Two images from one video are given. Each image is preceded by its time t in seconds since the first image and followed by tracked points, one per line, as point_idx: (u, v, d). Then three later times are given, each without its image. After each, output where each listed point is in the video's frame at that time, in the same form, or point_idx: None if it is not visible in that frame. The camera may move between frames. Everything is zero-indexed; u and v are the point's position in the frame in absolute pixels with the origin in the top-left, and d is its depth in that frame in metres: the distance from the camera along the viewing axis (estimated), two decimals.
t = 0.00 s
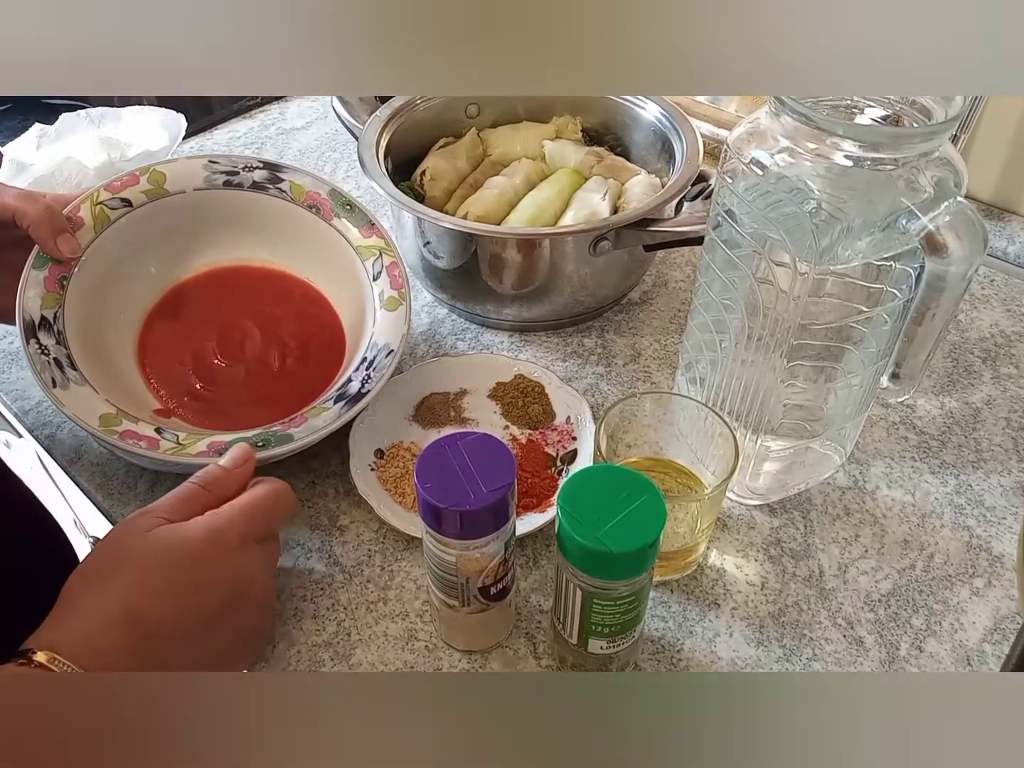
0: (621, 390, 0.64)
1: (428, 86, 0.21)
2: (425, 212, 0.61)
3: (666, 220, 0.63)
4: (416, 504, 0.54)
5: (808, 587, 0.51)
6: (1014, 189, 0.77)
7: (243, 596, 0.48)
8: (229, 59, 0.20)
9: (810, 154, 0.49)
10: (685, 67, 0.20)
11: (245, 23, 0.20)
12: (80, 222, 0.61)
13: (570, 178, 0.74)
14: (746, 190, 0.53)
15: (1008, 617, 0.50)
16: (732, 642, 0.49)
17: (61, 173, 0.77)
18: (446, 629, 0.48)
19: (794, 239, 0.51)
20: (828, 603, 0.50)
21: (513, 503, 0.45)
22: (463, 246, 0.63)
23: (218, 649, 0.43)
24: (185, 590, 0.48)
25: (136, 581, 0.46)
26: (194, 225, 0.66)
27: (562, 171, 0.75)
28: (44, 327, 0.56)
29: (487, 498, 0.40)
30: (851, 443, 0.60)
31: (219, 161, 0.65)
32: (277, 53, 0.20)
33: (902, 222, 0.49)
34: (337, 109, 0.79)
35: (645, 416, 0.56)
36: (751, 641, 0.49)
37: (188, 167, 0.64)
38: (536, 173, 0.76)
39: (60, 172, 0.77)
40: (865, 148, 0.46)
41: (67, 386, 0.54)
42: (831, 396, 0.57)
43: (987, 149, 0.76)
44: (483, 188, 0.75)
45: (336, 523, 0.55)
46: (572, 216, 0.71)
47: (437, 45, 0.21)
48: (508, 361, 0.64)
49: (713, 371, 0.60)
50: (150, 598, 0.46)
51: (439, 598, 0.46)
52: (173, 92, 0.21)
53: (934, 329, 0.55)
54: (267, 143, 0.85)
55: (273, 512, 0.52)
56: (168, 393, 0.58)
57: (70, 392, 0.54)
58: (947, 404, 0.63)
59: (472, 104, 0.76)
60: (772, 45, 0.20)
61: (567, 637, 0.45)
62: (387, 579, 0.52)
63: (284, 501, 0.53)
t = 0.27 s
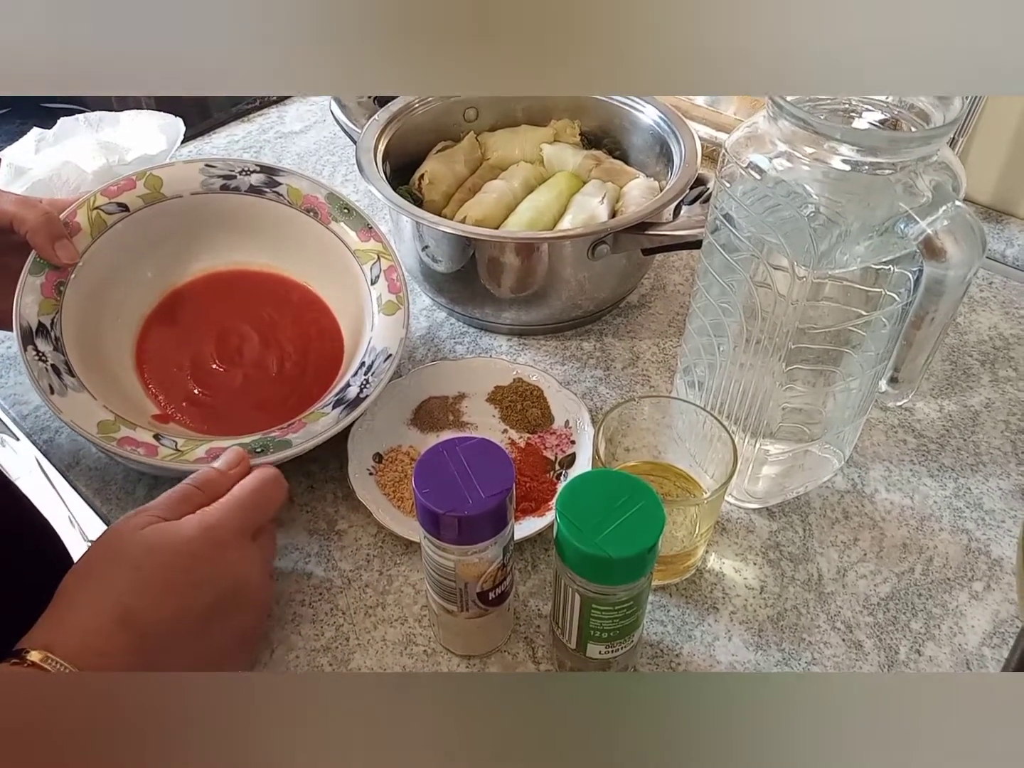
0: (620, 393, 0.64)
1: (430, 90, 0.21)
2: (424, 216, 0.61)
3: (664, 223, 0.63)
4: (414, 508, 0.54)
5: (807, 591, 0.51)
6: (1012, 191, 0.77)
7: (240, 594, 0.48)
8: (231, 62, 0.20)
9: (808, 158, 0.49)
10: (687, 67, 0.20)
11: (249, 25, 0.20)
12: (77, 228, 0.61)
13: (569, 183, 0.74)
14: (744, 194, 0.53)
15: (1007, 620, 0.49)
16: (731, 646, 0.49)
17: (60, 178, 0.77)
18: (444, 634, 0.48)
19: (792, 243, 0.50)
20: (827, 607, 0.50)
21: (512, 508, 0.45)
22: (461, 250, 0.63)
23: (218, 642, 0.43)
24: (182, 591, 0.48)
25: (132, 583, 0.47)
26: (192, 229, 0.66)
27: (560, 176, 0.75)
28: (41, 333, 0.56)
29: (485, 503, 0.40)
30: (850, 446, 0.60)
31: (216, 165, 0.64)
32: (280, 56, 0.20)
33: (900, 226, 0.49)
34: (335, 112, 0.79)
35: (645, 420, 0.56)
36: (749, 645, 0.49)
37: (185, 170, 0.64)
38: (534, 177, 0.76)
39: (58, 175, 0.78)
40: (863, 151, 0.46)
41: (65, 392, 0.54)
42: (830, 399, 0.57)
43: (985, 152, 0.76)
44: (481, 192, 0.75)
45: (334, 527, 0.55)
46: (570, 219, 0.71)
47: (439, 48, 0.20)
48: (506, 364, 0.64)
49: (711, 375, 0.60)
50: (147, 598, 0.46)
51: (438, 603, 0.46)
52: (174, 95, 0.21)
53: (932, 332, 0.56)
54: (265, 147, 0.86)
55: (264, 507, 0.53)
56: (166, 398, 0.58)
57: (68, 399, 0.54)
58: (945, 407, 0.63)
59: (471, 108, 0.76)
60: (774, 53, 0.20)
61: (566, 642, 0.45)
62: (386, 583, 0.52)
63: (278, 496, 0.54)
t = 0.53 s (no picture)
0: (617, 388, 0.64)
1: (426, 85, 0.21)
2: (419, 211, 0.61)
3: (662, 217, 0.63)
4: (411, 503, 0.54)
5: (805, 586, 0.51)
6: (1011, 185, 0.76)
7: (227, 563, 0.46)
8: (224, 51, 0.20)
9: (807, 151, 0.49)
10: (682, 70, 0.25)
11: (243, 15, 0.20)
12: (71, 223, 0.60)
13: (565, 177, 0.74)
14: (743, 186, 0.53)
15: (1006, 615, 0.48)
16: (729, 641, 0.48)
17: (54, 171, 0.78)
18: (441, 629, 0.48)
19: (790, 235, 0.51)
20: (825, 602, 0.50)
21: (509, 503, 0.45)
22: (457, 244, 0.63)
23: (205, 632, 0.41)
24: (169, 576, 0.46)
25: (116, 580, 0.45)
26: (188, 225, 0.65)
27: (557, 170, 0.75)
28: (34, 330, 0.56)
29: (482, 498, 0.40)
30: (848, 440, 0.60)
31: (210, 159, 0.65)
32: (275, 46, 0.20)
33: (899, 219, 0.49)
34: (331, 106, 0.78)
35: (642, 414, 0.56)
36: (748, 640, 0.48)
37: (179, 166, 0.65)
38: (532, 171, 0.76)
39: (52, 171, 0.78)
40: (863, 144, 0.46)
41: (56, 389, 0.54)
42: (828, 393, 0.57)
43: (984, 145, 0.76)
44: (478, 186, 0.75)
45: (331, 523, 0.54)
46: (567, 213, 0.70)
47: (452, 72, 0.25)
48: (503, 359, 0.63)
49: (709, 369, 0.60)
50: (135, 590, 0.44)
51: (435, 599, 0.46)
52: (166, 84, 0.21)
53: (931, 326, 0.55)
54: (261, 142, 0.84)
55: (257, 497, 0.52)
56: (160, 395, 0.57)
57: (60, 395, 0.55)
58: (944, 402, 0.63)
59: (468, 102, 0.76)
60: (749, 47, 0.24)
61: (563, 637, 0.45)
62: (383, 579, 0.51)
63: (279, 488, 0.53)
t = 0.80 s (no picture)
0: (615, 386, 0.64)
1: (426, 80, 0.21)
2: (418, 208, 0.61)
3: (661, 213, 0.63)
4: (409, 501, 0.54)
5: (803, 583, 0.51)
6: (1009, 182, 0.76)
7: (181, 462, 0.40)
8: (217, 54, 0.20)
9: (805, 147, 0.49)
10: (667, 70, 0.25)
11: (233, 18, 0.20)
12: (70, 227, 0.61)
13: (564, 173, 0.74)
14: (741, 184, 0.53)
15: (1004, 612, 0.50)
16: (727, 639, 0.48)
17: (50, 169, 0.77)
18: (439, 627, 0.48)
19: (789, 233, 0.50)
20: (824, 599, 0.50)
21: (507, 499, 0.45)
22: (455, 241, 0.62)
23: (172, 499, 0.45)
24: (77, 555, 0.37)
25: (106, 381, 0.40)
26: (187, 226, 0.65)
27: (556, 166, 0.74)
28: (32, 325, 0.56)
29: (481, 494, 0.40)
30: (846, 438, 0.60)
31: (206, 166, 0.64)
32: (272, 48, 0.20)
33: (898, 215, 0.48)
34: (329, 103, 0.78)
35: (641, 412, 0.56)
36: (746, 638, 0.48)
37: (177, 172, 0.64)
38: (530, 168, 0.76)
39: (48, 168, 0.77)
40: (861, 140, 0.46)
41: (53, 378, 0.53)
42: (826, 391, 0.57)
43: (983, 142, 0.76)
44: (476, 183, 0.74)
45: (328, 520, 0.54)
46: (566, 210, 0.70)
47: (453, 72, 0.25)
48: (501, 356, 0.63)
49: (708, 367, 0.60)
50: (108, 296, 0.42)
51: (433, 596, 0.46)
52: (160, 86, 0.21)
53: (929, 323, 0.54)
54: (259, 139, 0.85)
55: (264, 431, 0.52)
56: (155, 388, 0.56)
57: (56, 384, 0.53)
58: (942, 399, 0.63)
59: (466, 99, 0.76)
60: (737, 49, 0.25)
61: (561, 635, 0.45)
62: (381, 577, 0.51)
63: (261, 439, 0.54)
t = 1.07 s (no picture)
0: (609, 385, 0.64)
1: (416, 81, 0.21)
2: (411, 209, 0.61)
3: (653, 213, 0.63)
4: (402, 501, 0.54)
5: (796, 580, 0.51)
6: (999, 182, 0.77)
7: (264, 467, 0.35)
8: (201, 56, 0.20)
9: (796, 147, 0.49)
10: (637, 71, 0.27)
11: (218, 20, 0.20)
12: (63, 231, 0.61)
13: (558, 173, 0.74)
14: (733, 184, 0.53)
15: (996, 609, 0.50)
16: (721, 637, 0.48)
17: (41, 170, 0.75)
18: (433, 627, 0.48)
19: (781, 232, 0.50)
20: (817, 596, 0.50)
21: (500, 499, 0.45)
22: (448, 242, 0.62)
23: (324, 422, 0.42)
24: (121, 542, 0.30)
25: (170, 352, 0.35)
26: (177, 229, 0.65)
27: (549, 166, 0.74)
28: (24, 326, 0.56)
29: (474, 493, 0.40)
30: (838, 436, 0.60)
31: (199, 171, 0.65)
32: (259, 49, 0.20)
33: (888, 214, 0.48)
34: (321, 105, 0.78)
35: (633, 411, 0.56)
36: (739, 635, 0.48)
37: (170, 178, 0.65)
38: (522, 168, 0.76)
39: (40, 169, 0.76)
40: (852, 138, 0.46)
41: (45, 378, 0.53)
42: (818, 389, 0.57)
43: (973, 142, 0.76)
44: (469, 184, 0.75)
45: (322, 521, 0.54)
46: (559, 210, 0.70)
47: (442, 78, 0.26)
48: (494, 356, 0.63)
49: (700, 366, 0.60)
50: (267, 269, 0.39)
51: (426, 596, 0.46)
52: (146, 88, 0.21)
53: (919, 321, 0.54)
54: (251, 141, 0.85)
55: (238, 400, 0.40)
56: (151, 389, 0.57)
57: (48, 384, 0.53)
58: (933, 397, 0.64)
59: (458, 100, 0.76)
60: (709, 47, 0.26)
61: (555, 633, 0.45)
62: (374, 577, 0.51)
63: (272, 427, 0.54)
